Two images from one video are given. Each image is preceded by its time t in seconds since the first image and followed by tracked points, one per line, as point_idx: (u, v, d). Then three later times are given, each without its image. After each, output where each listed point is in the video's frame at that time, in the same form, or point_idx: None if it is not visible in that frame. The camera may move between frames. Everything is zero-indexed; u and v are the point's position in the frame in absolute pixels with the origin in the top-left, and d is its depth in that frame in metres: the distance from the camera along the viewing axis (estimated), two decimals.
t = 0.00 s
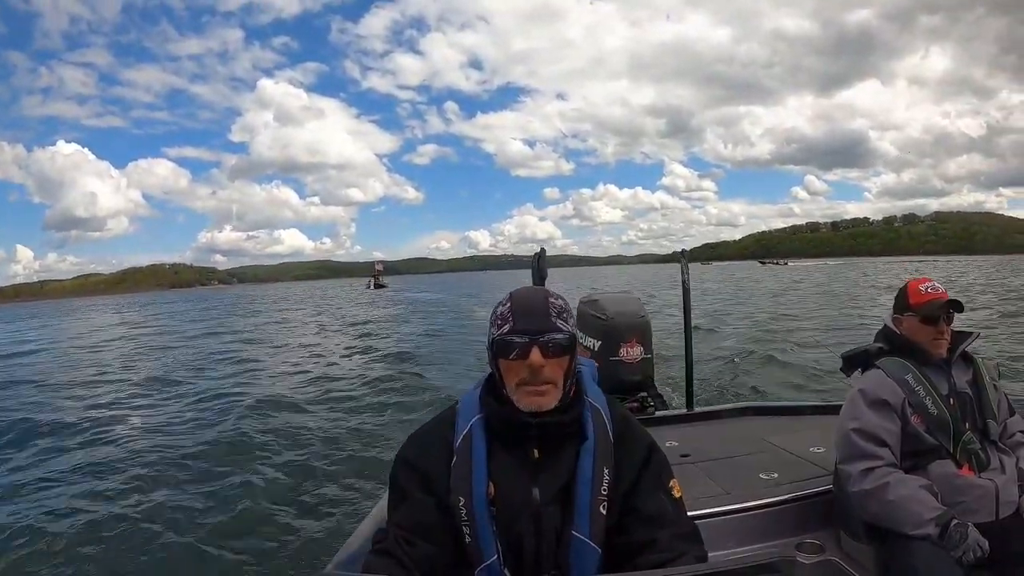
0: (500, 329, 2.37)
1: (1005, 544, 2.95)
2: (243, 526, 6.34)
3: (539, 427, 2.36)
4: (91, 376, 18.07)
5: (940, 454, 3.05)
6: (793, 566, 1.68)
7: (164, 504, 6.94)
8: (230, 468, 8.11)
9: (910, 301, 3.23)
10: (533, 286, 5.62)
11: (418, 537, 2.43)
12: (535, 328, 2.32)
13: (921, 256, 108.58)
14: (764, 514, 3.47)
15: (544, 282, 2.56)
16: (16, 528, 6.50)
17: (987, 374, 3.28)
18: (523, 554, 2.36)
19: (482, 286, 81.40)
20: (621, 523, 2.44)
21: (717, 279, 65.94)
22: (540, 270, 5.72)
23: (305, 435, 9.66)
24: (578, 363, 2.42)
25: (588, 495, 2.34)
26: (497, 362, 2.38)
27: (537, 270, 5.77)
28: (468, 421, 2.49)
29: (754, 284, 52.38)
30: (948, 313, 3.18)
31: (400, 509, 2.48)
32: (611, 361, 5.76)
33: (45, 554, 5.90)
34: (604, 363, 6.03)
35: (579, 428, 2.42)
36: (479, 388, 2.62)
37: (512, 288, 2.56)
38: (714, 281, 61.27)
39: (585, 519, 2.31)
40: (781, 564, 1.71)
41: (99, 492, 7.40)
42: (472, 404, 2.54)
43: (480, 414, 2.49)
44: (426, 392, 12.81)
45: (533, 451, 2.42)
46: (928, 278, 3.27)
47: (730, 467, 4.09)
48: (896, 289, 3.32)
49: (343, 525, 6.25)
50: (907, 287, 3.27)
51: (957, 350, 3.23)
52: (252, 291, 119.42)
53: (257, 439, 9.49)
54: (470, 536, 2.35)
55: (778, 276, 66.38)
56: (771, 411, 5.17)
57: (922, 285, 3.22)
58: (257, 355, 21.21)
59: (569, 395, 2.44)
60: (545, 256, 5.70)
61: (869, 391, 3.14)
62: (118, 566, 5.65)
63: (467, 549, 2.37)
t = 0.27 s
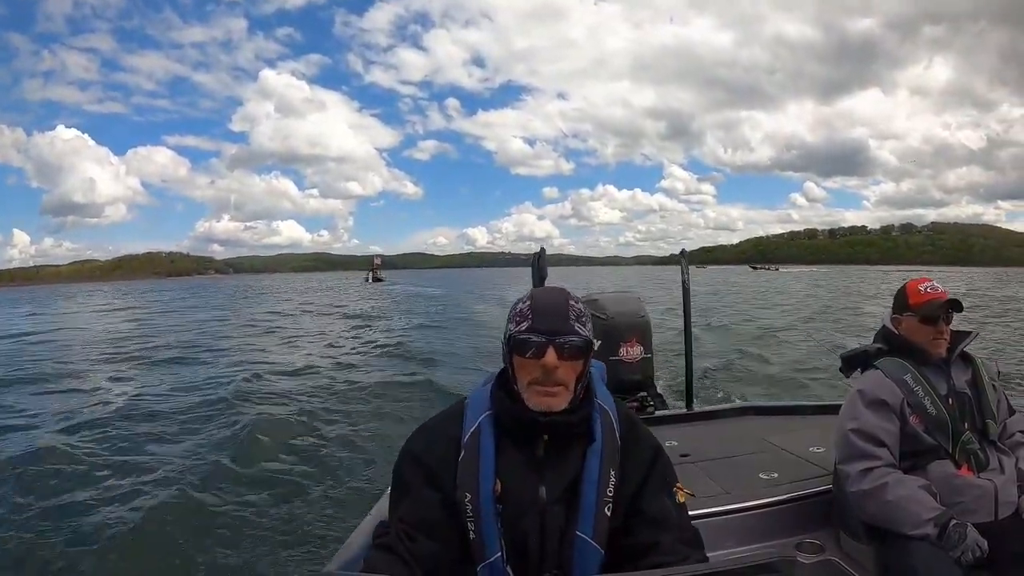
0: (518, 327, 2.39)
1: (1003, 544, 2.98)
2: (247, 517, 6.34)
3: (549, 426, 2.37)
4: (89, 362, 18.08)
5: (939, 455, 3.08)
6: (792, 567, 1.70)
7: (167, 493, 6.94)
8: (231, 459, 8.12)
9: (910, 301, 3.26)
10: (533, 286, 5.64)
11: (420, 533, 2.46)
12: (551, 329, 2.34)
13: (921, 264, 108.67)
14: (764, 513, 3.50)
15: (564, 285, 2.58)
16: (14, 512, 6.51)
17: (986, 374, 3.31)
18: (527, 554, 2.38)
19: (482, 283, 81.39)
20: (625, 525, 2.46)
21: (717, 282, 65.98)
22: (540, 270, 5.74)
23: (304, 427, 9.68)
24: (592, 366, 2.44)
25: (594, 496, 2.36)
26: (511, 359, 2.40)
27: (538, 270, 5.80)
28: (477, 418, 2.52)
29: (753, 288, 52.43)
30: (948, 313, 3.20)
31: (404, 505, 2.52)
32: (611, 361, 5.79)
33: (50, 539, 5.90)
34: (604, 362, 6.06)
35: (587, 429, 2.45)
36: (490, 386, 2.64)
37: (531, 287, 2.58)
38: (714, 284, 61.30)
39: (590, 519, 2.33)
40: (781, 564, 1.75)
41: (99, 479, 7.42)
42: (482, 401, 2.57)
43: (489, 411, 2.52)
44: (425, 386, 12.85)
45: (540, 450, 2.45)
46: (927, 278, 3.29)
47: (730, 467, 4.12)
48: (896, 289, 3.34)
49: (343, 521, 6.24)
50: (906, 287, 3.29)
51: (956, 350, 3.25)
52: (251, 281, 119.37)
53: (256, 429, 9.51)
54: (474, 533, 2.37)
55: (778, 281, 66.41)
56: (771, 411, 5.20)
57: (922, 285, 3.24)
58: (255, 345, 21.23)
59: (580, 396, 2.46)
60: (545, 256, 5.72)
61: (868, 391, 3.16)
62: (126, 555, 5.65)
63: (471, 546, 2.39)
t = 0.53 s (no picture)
0: (516, 327, 2.41)
1: (1002, 544, 3.00)
2: (247, 511, 6.36)
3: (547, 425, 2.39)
4: (89, 356, 18.10)
5: (938, 456, 3.09)
6: (792, 566, 1.71)
7: (168, 487, 6.94)
8: (231, 454, 8.12)
9: (906, 302, 3.27)
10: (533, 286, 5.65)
11: (420, 531, 2.47)
12: (548, 328, 2.35)
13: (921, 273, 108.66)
14: (764, 514, 3.51)
15: (564, 285, 2.58)
16: (14, 504, 6.52)
17: (984, 373, 3.32)
18: (527, 553, 2.39)
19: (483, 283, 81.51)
20: (626, 526, 2.48)
21: (718, 287, 66.00)
22: (540, 271, 5.75)
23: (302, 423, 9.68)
24: (590, 366, 2.44)
25: (595, 496, 2.38)
26: (508, 358, 2.42)
27: (538, 270, 5.81)
28: (479, 416, 2.53)
29: (753, 292, 52.44)
30: (945, 313, 3.21)
31: (404, 502, 2.52)
32: (611, 361, 5.80)
33: (52, 531, 5.91)
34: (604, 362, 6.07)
35: (590, 429, 2.46)
36: (491, 384, 2.65)
37: (531, 287, 2.59)
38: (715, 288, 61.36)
39: (591, 519, 2.34)
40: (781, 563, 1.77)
41: (98, 472, 7.42)
42: (485, 399, 2.58)
43: (492, 409, 2.53)
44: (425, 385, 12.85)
45: (542, 449, 2.46)
46: (923, 278, 3.31)
47: (730, 467, 4.13)
48: (892, 291, 3.35)
49: (344, 517, 6.25)
50: (903, 288, 3.30)
51: (954, 350, 3.27)
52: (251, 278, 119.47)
53: (255, 425, 9.52)
54: (475, 532, 2.38)
55: (778, 287, 66.47)
56: (771, 412, 5.22)
57: (918, 286, 3.26)
58: (254, 341, 21.24)
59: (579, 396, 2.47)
60: (545, 256, 5.73)
61: (866, 393, 3.18)
62: (128, 547, 5.66)
63: (471, 544, 2.40)
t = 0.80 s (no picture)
0: (503, 329, 2.40)
1: (1003, 544, 2.99)
2: (241, 517, 6.33)
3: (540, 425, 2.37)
4: (88, 363, 18.05)
5: (937, 456, 3.09)
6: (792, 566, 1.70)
7: (162, 495, 6.90)
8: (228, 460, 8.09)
9: (904, 303, 3.27)
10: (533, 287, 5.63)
11: (417, 534, 2.45)
12: (535, 329, 2.33)
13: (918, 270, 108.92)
14: (763, 514, 3.51)
15: (552, 283, 2.55)
16: (13, 514, 6.50)
17: (985, 374, 3.32)
18: (524, 553, 2.38)
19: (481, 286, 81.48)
20: (624, 523, 2.47)
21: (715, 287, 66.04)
22: (540, 272, 5.72)
23: (301, 428, 9.64)
24: (580, 363, 2.42)
25: (591, 494, 2.36)
26: (498, 360, 2.41)
27: (538, 271, 5.78)
28: (473, 417, 2.51)
29: (752, 292, 52.47)
30: (944, 313, 3.21)
31: (400, 504, 2.51)
32: (611, 361, 5.79)
33: (52, 539, 5.90)
34: (604, 362, 6.06)
35: (583, 427, 2.44)
36: (485, 385, 2.63)
37: (519, 287, 2.57)
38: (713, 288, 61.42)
39: (586, 518, 2.33)
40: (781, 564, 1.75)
41: (95, 481, 7.38)
42: (478, 400, 2.55)
43: (486, 408, 2.51)
44: (424, 389, 12.82)
45: (537, 448, 2.44)
46: (922, 279, 3.31)
47: (730, 467, 4.12)
48: (890, 292, 3.35)
49: (344, 522, 6.23)
50: (901, 289, 3.31)
51: (953, 351, 3.26)
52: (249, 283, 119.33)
53: (253, 431, 9.48)
54: (472, 533, 2.37)
55: (776, 285, 66.52)
56: (771, 412, 5.21)
57: (916, 287, 3.26)
58: (252, 346, 21.20)
59: (570, 394, 2.45)
60: (545, 257, 5.71)
61: (865, 394, 3.17)
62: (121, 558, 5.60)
63: (468, 545, 2.39)
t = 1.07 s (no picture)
0: (495, 329, 2.37)
1: (1003, 545, 2.97)
2: (241, 529, 6.24)
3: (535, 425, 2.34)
4: (88, 376, 18.01)
5: (939, 455, 3.06)
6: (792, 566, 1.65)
7: (160, 508, 6.82)
8: (225, 470, 8.01)
9: (906, 303, 3.25)
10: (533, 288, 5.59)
11: (416, 535, 2.42)
12: (527, 328, 2.31)
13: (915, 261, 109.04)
14: (763, 514, 3.48)
15: (543, 282, 2.52)
16: (12, 528, 6.48)
17: (986, 375, 3.29)
18: (522, 553, 2.34)
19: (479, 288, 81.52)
20: (623, 522, 2.43)
21: (714, 284, 66.01)
22: (539, 272, 5.68)
23: (297, 437, 9.58)
24: (573, 362, 2.40)
25: (588, 492, 2.32)
26: (492, 360, 2.39)
27: (537, 272, 5.74)
28: (468, 417, 2.46)
29: (751, 288, 52.43)
30: (945, 313, 3.18)
31: (397, 505, 2.47)
32: (611, 361, 5.76)
33: (53, 552, 5.89)
34: (604, 363, 6.03)
35: (579, 424, 2.40)
36: (480, 385, 2.59)
37: (511, 287, 2.54)
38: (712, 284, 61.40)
39: (584, 516, 2.29)
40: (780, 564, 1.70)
41: (90, 495, 7.30)
42: (474, 400, 2.51)
43: (481, 409, 2.46)
44: (425, 394, 12.77)
45: (532, 447, 2.40)
46: (924, 279, 3.29)
47: (730, 467, 4.09)
48: (892, 292, 3.33)
49: (345, 529, 6.20)
50: (902, 289, 3.28)
51: (955, 351, 3.23)
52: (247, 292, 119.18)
53: (250, 440, 9.41)
54: (470, 534, 2.33)
55: (774, 280, 66.54)
56: (772, 411, 5.18)
57: (917, 287, 3.24)
58: (250, 355, 21.11)
59: (564, 393, 2.42)
60: (545, 257, 5.66)
61: (867, 393, 3.14)
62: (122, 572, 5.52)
63: (466, 546, 2.35)
